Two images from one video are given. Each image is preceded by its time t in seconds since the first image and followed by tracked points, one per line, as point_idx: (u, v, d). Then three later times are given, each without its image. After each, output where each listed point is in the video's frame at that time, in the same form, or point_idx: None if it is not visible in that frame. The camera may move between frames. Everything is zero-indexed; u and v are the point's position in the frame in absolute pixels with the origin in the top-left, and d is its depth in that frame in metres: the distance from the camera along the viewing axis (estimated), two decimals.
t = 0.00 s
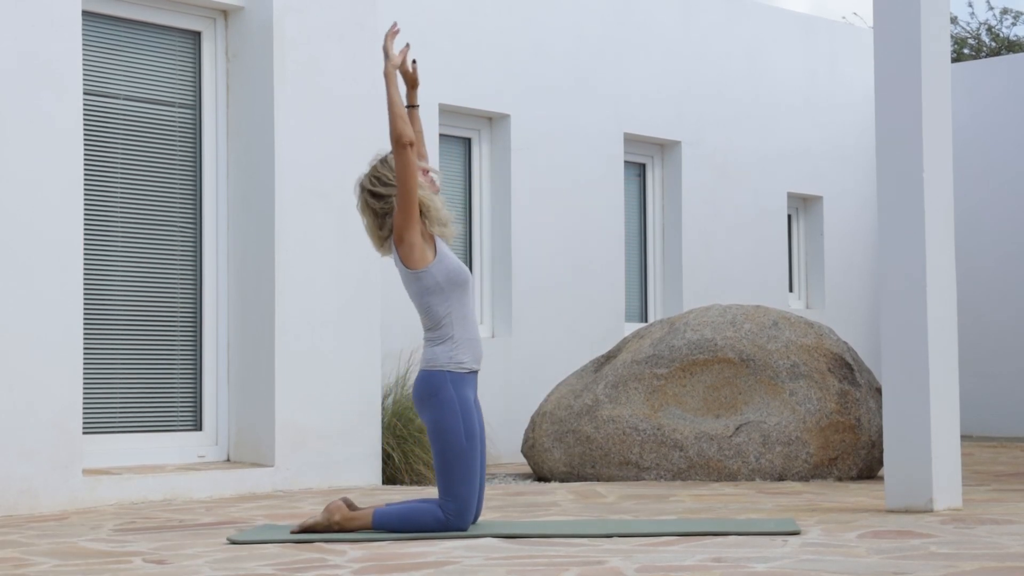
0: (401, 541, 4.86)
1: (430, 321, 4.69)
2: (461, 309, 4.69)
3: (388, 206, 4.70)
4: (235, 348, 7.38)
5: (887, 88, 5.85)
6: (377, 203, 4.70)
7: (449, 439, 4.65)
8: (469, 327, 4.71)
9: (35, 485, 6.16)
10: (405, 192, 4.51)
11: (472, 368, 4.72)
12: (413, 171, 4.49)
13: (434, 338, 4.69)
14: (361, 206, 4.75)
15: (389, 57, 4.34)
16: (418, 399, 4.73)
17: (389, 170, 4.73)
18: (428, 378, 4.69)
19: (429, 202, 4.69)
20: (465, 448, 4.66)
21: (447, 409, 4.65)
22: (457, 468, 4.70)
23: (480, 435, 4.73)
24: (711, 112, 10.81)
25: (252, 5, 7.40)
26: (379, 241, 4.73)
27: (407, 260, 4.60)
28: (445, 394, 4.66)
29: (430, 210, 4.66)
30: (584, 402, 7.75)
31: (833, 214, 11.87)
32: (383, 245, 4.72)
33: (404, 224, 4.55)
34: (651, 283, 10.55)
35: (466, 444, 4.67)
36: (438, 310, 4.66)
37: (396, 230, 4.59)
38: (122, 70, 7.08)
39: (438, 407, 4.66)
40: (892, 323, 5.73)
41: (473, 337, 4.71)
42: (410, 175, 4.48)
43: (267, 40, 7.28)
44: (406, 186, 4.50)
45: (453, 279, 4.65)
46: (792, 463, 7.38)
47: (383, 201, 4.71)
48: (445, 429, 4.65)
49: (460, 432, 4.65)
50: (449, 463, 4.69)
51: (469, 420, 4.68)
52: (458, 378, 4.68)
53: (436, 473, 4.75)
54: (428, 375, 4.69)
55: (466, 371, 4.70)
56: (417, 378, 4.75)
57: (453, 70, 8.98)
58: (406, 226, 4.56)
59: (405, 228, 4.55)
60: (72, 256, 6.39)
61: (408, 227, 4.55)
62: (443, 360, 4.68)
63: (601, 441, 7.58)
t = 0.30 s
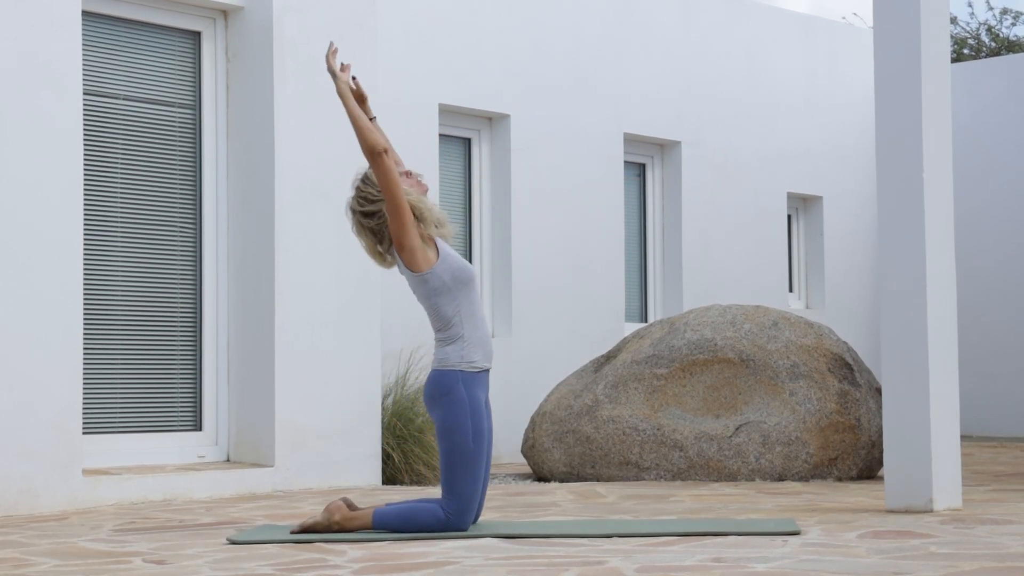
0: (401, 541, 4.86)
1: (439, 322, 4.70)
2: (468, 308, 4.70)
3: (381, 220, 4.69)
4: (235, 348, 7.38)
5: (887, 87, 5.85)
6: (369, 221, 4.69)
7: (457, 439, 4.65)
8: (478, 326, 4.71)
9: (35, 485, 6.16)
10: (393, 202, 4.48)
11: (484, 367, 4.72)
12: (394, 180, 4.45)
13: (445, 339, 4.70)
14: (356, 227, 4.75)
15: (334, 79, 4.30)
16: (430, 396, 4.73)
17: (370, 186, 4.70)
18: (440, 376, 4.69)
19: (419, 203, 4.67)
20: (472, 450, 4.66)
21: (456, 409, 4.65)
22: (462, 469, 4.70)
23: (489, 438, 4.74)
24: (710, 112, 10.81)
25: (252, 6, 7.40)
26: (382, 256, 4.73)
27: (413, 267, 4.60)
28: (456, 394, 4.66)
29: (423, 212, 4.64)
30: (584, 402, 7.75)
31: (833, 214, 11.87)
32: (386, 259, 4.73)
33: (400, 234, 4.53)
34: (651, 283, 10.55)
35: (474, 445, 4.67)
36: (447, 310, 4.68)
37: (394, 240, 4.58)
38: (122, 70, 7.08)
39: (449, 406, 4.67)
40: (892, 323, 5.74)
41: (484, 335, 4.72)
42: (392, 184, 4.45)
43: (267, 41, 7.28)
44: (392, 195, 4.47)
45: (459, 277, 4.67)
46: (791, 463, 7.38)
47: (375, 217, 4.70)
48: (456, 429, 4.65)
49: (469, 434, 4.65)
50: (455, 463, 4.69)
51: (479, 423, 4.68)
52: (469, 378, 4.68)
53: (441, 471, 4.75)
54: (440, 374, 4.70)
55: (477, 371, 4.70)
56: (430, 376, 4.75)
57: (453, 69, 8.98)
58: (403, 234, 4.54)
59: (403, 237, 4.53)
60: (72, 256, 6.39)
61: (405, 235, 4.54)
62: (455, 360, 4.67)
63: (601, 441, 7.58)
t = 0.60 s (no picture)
0: (401, 541, 4.87)
1: (451, 324, 4.70)
2: (479, 308, 4.70)
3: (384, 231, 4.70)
4: (235, 348, 7.38)
5: (887, 87, 5.85)
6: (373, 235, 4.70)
7: (467, 439, 4.65)
8: (489, 326, 4.71)
9: (35, 486, 6.16)
10: (392, 211, 4.48)
11: (497, 367, 4.72)
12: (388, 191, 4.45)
13: (457, 339, 4.69)
14: (361, 242, 4.76)
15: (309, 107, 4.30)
16: (441, 394, 4.73)
17: (368, 200, 4.71)
18: (453, 376, 4.69)
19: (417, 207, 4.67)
20: (480, 451, 4.66)
21: (468, 409, 4.65)
22: (468, 469, 4.70)
23: (496, 441, 4.74)
24: (710, 112, 10.81)
25: (252, 6, 7.40)
26: (392, 267, 4.74)
27: (423, 272, 4.61)
28: (468, 394, 4.65)
29: (425, 216, 4.64)
30: (584, 403, 7.75)
31: (833, 214, 11.87)
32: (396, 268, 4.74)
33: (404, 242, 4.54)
34: (651, 283, 10.55)
35: (482, 446, 4.67)
36: (457, 312, 4.68)
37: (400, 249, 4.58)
38: (122, 70, 7.08)
39: (460, 406, 4.66)
40: (891, 324, 5.74)
41: (495, 335, 4.72)
42: (388, 196, 4.46)
43: (267, 42, 7.28)
44: (390, 206, 4.48)
45: (469, 278, 4.66)
46: (791, 463, 7.38)
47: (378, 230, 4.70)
48: (467, 430, 4.65)
49: (478, 435, 4.65)
50: (461, 463, 4.69)
51: (489, 425, 4.68)
52: (482, 379, 4.68)
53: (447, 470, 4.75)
54: (452, 374, 4.69)
55: (490, 372, 4.70)
56: (442, 375, 4.75)
57: (452, 69, 8.98)
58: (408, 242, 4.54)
59: (408, 244, 4.54)
60: (72, 256, 6.39)
61: (410, 242, 4.54)
62: (467, 361, 4.67)
63: (601, 441, 7.58)
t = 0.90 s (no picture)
0: (402, 541, 4.87)
1: (461, 325, 4.69)
2: (490, 309, 4.69)
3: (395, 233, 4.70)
4: (235, 349, 7.38)
5: (886, 87, 5.85)
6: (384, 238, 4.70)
7: (471, 439, 4.65)
8: (499, 326, 4.71)
9: (35, 486, 6.16)
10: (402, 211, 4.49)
11: (506, 369, 4.72)
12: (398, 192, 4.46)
13: (467, 340, 4.69)
14: (372, 246, 4.76)
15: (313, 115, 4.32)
16: (448, 394, 4.73)
17: (378, 204, 4.72)
18: (461, 375, 4.69)
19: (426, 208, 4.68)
20: (483, 453, 4.66)
21: (474, 409, 4.64)
22: (471, 469, 4.70)
23: (501, 444, 4.74)
24: (710, 112, 10.81)
25: (252, 6, 7.40)
26: (405, 270, 4.74)
27: (435, 272, 4.61)
28: (475, 395, 4.65)
29: (436, 216, 4.65)
30: (584, 402, 7.75)
31: (833, 214, 11.87)
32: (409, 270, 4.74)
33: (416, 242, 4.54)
34: (651, 283, 10.55)
35: (486, 448, 4.67)
36: (468, 313, 4.68)
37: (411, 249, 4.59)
38: (122, 71, 7.08)
39: (467, 406, 4.66)
40: (891, 323, 5.74)
41: (505, 337, 4.71)
42: (398, 197, 4.46)
43: (267, 42, 7.28)
44: (400, 207, 4.49)
45: (479, 279, 4.66)
46: (791, 463, 7.37)
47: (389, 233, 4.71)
48: (472, 431, 4.64)
49: (483, 436, 4.65)
50: (465, 463, 4.69)
51: (494, 427, 4.67)
52: (489, 381, 4.68)
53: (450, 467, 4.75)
54: (460, 373, 4.69)
55: (499, 373, 4.70)
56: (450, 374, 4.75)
57: (452, 68, 8.98)
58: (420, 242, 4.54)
59: (420, 244, 4.54)
60: (72, 256, 6.39)
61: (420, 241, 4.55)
62: (476, 362, 4.66)
63: (601, 441, 7.58)
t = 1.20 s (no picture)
0: (401, 541, 4.87)
1: (459, 319, 4.68)
2: (493, 309, 4.67)
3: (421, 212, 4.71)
4: (235, 349, 7.38)
5: (886, 87, 5.85)
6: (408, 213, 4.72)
7: (459, 439, 4.65)
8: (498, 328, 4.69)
9: (35, 486, 6.16)
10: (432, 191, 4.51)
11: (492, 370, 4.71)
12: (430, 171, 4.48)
13: (460, 335, 4.69)
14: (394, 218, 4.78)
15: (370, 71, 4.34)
16: (434, 393, 4.72)
17: (410, 180, 4.74)
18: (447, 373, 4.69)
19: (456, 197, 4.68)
20: (475, 450, 4.66)
21: (460, 408, 4.65)
22: (462, 469, 4.69)
23: (489, 439, 4.75)
24: (710, 112, 10.81)
25: (252, 6, 7.40)
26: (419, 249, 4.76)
27: (445, 261, 4.62)
28: (460, 394, 4.65)
29: (462, 208, 4.65)
30: (584, 403, 7.75)
31: (833, 214, 11.87)
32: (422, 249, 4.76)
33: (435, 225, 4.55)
34: (651, 284, 10.55)
35: (475, 447, 4.67)
36: (467, 309, 4.66)
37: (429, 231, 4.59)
38: (122, 71, 7.09)
39: (453, 405, 4.66)
40: (891, 324, 5.74)
41: (499, 341, 4.69)
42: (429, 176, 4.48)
43: (267, 42, 7.28)
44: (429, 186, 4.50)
45: (487, 279, 4.63)
46: (791, 463, 7.37)
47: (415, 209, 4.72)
48: (460, 431, 4.64)
49: (471, 435, 4.65)
50: (456, 463, 4.69)
51: (481, 425, 4.68)
52: (475, 380, 4.68)
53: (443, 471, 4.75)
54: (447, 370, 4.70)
55: (484, 374, 4.70)
56: (436, 371, 4.74)
57: (452, 69, 8.98)
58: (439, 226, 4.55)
59: (438, 229, 4.55)
60: (72, 255, 6.39)
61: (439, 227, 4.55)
62: (463, 359, 4.67)
63: (601, 442, 7.58)
